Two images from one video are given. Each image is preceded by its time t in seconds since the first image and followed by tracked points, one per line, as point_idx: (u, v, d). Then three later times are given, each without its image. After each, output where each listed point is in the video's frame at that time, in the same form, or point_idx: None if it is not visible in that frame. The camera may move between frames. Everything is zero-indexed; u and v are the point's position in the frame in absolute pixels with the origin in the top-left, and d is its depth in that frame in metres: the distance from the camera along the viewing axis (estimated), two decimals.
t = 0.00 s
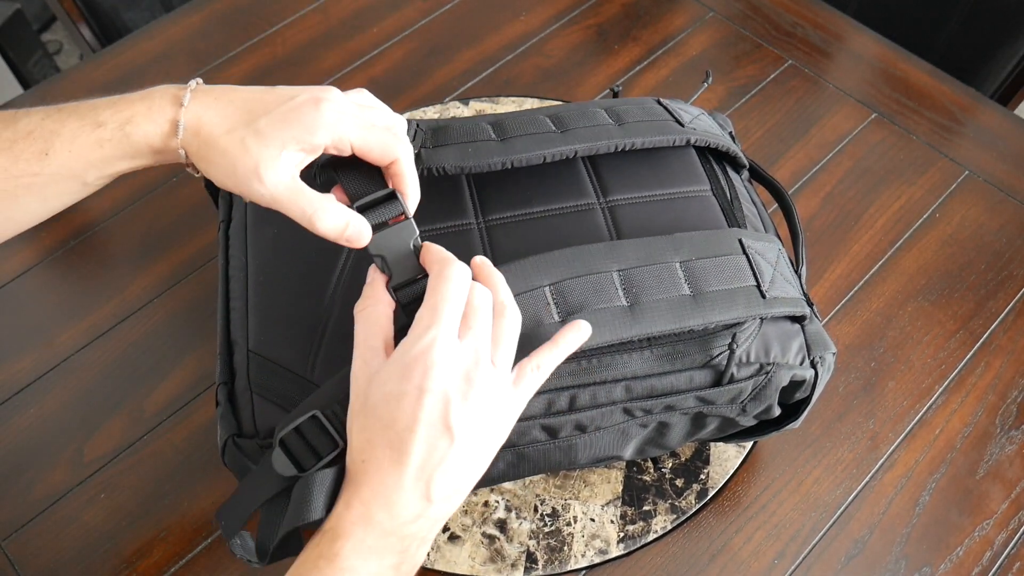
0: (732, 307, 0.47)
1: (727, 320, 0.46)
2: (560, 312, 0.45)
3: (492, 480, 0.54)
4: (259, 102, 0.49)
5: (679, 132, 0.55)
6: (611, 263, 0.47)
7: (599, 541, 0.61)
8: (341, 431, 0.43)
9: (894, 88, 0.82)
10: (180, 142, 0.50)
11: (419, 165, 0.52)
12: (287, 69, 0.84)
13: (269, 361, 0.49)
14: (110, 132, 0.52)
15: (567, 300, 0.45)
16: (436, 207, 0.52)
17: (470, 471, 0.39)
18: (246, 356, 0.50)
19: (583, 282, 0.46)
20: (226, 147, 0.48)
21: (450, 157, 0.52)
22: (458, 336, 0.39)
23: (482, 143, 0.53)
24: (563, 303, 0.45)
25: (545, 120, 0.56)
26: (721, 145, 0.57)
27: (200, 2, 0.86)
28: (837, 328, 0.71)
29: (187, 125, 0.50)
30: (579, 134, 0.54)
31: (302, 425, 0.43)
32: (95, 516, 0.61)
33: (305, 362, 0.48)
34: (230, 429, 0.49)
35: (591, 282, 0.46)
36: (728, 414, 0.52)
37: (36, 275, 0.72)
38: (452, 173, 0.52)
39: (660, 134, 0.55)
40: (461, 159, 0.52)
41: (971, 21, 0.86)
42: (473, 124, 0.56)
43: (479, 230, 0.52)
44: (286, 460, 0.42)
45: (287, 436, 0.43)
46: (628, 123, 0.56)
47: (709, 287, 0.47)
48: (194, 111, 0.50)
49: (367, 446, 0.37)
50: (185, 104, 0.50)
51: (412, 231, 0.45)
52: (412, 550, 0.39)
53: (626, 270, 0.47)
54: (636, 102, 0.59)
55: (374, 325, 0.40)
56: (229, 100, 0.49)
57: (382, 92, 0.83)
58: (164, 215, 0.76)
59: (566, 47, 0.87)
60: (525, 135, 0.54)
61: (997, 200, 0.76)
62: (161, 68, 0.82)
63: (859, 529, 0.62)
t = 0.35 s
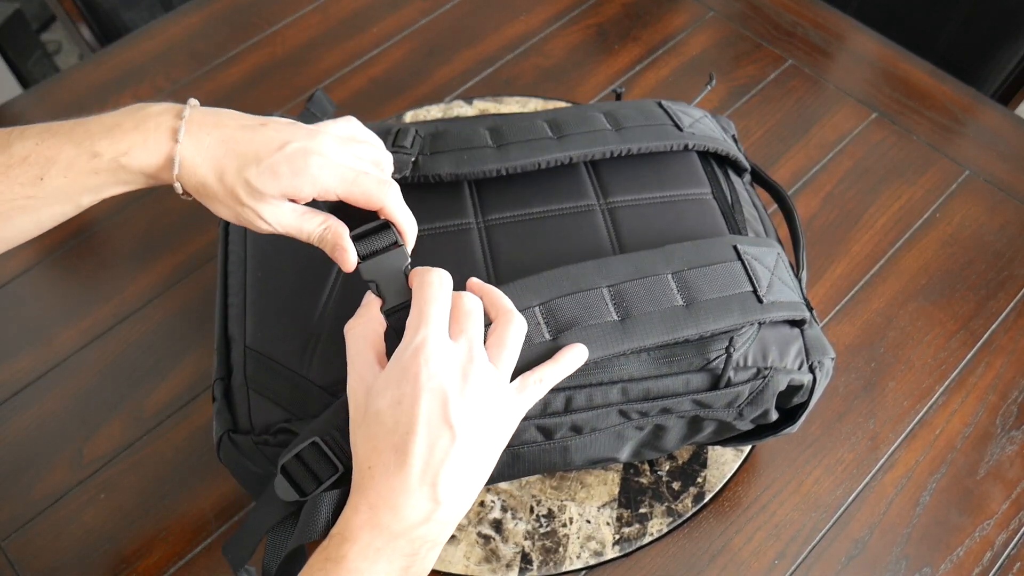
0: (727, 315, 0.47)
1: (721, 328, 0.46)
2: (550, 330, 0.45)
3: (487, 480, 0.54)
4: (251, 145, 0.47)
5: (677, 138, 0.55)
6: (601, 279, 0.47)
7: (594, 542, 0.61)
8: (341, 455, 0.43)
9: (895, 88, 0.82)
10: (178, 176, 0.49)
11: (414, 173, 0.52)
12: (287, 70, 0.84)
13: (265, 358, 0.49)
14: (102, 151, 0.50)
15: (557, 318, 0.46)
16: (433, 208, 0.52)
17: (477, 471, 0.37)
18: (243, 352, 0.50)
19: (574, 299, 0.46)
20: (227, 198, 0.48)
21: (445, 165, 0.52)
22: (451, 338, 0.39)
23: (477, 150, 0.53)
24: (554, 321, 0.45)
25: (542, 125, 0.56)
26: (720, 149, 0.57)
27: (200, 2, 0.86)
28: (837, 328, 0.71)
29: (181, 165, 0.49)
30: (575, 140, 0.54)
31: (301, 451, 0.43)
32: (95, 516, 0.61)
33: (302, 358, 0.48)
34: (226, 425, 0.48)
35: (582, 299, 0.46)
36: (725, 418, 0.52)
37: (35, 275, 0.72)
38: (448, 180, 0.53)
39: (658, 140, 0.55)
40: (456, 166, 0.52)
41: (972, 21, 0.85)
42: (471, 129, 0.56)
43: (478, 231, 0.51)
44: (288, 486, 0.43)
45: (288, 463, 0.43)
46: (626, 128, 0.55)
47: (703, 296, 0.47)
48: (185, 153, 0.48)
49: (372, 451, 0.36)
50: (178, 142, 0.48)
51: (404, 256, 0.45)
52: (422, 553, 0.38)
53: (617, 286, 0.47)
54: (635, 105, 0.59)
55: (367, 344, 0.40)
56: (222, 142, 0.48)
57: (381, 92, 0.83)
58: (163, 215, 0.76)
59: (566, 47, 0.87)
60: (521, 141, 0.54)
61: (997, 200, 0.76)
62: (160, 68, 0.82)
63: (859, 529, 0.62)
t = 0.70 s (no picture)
0: (726, 315, 0.47)
1: (720, 328, 0.46)
2: (549, 334, 0.45)
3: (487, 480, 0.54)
4: (250, 136, 0.48)
5: (676, 138, 0.55)
6: (598, 283, 0.47)
7: (595, 543, 0.61)
8: (342, 459, 0.44)
9: (894, 88, 0.82)
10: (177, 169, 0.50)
11: (413, 175, 0.52)
12: (287, 70, 0.84)
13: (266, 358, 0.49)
14: (102, 142, 0.50)
15: (556, 322, 0.46)
16: (433, 207, 0.52)
17: (481, 460, 0.38)
18: (243, 353, 0.50)
19: (574, 302, 0.46)
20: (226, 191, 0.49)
21: (445, 167, 0.52)
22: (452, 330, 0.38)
23: (476, 151, 0.53)
24: (553, 325, 0.46)
25: (542, 126, 0.56)
26: (720, 149, 0.57)
27: (200, 1, 0.86)
28: (837, 328, 0.71)
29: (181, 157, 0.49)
30: (574, 141, 0.54)
31: (302, 455, 0.43)
32: (95, 516, 0.61)
33: (302, 358, 0.48)
34: (226, 425, 0.48)
35: (582, 301, 0.46)
36: (725, 418, 0.52)
37: (35, 275, 0.72)
38: (447, 182, 0.52)
39: (655, 140, 0.55)
40: (456, 168, 0.52)
41: (972, 21, 0.85)
42: (470, 130, 0.56)
43: (479, 230, 0.51)
44: (291, 492, 0.43)
45: (289, 466, 0.43)
46: (625, 129, 0.55)
47: (702, 296, 0.47)
48: (184, 145, 0.49)
49: (377, 444, 0.37)
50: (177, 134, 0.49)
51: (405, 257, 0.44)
52: (430, 543, 0.38)
53: (615, 288, 0.47)
54: (635, 106, 0.59)
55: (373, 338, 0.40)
56: (223, 136, 0.48)
57: (382, 92, 0.83)
58: (163, 215, 0.76)
59: (566, 47, 0.87)
60: (520, 143, 0.54)
61: (997, 200, 0.76)
62: (160, 68, 0.82)
63: (859, 530, 0.62)
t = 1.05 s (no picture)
0: (743, 314, 0.47)
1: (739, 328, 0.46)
2: (577, 325, 0.44)
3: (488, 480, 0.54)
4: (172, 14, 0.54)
5: (680, 117, 0.56)
6: (626, 271, 0.46)
7: (598, 541, 0.61)
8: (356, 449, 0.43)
9: (895, 88, 0.82)
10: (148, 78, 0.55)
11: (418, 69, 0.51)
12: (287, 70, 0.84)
13: (268, 359, 0.49)
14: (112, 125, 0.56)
15: (585, 312, 0.44)
16: (435, 205, 0.52)
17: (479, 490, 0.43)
18: (245, 355, 0.50)
19: (601, 293, 0.45)
20: (158, 43, 0.54)
21: (453, 73, 0.51)
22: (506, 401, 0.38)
23: (488, 69, 0.52)
24: (581, 316, 0.44)
25: (553, 70, 0.55)
26: (721, 143, 0.57)
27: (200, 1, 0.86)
28: (837, 328, 0.71)
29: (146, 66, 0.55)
30: (586, 90, 0.54)
31: (318, 443, 0.42)
32: (95, 516, 0.61)
33: (303, 359, 0.48)
34: (229, 428, 0.49)
35: (609, 291, 0.45)
36: (727, 415, 0.52)
37: (35, 275, 0.72)
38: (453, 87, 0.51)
39: (661, 112, 0.55)
40: (463, 78, 0.51)
41: (972, 21, 0.85)
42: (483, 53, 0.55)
43: (479, 231, 0.51)
44: (302, 480, 0.42)
45: (305, 455, 0.42)
46: (634, 94, 0.56)
47: (721, 295, 0.47)
48: (138, 54, 0.55)
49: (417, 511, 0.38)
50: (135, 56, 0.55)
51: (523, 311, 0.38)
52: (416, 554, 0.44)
53: (643, 279, 0.46)
54: (641, 84, 0.59)
55: (426, 384, 0.36)
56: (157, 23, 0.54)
57: (382, 92, 0.83)
58: (163, 215, 0.76)
59: (566, 47, 0.87)
60: (532, 74, 0.53)
61: (997, 200, 0.76)
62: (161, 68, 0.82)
63: (858, 530, 0.62)
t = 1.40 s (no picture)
0: (743, 313, 0.47)
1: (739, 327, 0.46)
2: (584, 321, 0.44)
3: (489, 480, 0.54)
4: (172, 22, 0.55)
5: (680, 119, 0.56)
6: (631, 268, 0.46)
7: (600, 540, 0.61)
8: (361, 447, 0.43)
9: (895, 88, 0.82)
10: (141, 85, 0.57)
11: (417, 88, 0.51)
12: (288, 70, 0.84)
13: (269, 362, 0.49)
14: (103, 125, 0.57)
15: (591, 309, 0.44)
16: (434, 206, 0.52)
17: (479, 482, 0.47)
18: (247, 357, 0.50)
19: (608, 289, 0.45)
20: (154, 52, 0.55)
21: (454, 91, 0.51)
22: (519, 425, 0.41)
23: (487, 86, 0.52)
24: (587, 312, 0.44)
25: (551, 82, 0.55)
26: (721, 142, 0.57)
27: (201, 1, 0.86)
28: (837, 328, 0.71)
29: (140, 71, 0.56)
30: (587, 99, 0.53)
31: (323, 441, 0.43)
32: (95, 516, 0.61)
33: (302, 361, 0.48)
34: (232, 431, 0.49)
35: (615, 288, 0.45)
36: (729, 413, 0.52)
37: (35, 275, 0.72)
38: (452, 106, 0.51)
39: (661, 116, 0.55)
40: (464, 96, 0.51)
41: (972, 21, 0.85)
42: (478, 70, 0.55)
43: (479, 231, 0.51)
44: (304, 478, 0.43)
45: (308, 453, 0.42)
46: (633, 101, 0.56)
47: (722, 293, 0.47)
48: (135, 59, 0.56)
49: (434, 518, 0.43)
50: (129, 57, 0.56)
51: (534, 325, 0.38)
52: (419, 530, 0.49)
53: (647, 275, 0.46)
54: (639, 89, 0.59)
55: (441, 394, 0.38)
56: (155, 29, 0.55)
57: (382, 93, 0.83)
58: (163, 216, 0.76)
59: (566, 47, 0.87)
60: (533, 88, 0.53)
61: (997, 200, 0.76)
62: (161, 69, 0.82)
63: (858, 529, 0.62)
